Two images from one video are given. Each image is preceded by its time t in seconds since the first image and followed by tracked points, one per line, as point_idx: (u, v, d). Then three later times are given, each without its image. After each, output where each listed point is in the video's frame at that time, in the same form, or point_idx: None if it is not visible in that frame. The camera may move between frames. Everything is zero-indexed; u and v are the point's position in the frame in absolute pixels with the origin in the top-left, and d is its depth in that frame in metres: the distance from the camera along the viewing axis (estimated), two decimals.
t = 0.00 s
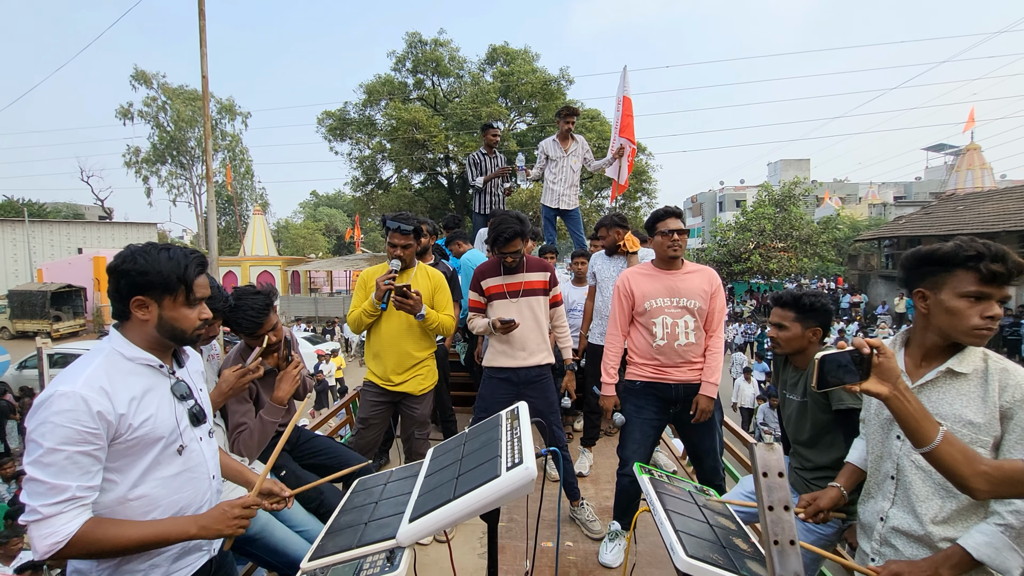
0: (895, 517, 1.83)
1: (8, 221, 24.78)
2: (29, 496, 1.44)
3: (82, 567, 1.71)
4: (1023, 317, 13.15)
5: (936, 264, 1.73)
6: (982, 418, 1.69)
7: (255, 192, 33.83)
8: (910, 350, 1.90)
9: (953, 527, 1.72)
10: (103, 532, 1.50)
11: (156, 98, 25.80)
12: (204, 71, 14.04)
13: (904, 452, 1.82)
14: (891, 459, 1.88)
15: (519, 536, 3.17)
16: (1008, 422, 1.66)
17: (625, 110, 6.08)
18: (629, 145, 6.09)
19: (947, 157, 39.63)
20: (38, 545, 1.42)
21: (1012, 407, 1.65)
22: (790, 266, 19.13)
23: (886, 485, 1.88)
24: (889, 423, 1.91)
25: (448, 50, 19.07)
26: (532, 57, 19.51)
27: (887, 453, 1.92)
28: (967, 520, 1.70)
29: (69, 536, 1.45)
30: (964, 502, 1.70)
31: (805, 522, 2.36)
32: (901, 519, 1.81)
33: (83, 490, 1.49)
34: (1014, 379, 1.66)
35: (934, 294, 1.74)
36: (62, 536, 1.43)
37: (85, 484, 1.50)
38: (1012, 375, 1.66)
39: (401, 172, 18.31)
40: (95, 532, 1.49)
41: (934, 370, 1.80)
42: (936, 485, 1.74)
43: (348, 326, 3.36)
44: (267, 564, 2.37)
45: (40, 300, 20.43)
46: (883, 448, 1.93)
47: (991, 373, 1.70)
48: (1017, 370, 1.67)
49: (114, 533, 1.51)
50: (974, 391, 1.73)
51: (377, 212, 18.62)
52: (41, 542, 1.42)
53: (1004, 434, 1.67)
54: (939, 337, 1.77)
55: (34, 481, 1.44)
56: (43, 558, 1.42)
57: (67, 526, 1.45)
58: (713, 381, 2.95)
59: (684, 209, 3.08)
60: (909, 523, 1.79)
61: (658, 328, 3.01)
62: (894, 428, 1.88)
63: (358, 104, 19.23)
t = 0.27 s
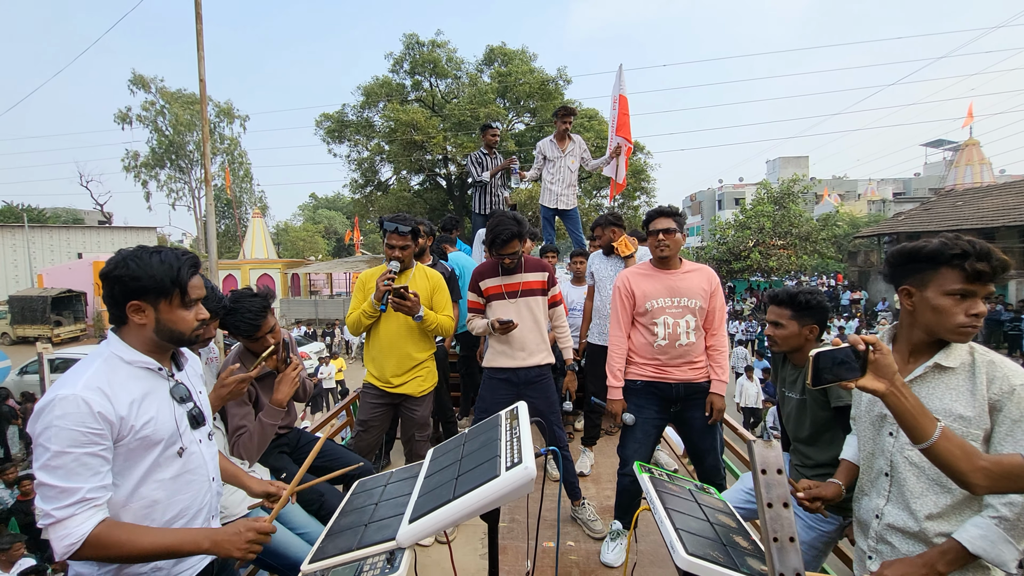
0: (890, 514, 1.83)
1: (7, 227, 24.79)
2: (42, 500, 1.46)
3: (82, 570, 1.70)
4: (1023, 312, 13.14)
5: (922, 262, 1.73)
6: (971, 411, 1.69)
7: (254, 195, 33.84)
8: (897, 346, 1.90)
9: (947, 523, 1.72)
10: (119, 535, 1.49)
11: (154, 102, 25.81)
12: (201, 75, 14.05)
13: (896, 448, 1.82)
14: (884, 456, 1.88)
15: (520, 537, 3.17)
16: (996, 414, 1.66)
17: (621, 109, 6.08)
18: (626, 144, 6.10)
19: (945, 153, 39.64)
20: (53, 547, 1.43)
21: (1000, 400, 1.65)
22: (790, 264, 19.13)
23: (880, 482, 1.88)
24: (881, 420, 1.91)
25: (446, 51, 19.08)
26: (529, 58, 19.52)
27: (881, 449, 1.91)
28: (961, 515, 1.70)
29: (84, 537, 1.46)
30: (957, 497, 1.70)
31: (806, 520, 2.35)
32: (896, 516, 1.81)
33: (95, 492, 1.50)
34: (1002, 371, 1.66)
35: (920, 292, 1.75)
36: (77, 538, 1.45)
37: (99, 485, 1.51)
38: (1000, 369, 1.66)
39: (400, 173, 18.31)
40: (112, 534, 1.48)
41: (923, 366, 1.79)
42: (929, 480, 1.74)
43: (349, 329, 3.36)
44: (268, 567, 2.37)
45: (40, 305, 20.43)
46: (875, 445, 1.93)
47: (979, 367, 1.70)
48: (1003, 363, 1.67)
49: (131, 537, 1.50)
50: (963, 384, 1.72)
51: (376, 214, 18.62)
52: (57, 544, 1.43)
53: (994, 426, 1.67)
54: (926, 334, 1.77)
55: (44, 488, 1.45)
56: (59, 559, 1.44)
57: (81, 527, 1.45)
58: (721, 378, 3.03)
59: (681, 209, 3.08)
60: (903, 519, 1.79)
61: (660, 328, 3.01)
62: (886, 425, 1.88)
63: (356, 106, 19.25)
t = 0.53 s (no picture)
0: (888, 515, 1.83)
1: (7, 230, 24.78)
2: (15, 498, 1.45)
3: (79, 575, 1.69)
4: None
5: (920, 259, 1.73)
6: (967, 412, 1.68)
7: (254, 197, 33.86)
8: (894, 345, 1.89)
9: (945, 523, 1.70)
10: (76, 549, 1.48)
11: (154, 104, 25.82)
12: (201, 77, 14.06)
13: (892, 449, 1.81)
14: (881, 457, 1.87)
15: (521, 539, 3.16)
16: (993, 416, 1.65)
17: (620, 109, 6.07)
18: (626, 145, 6.09)
19: (944, 153, 39.71)
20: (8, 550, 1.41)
21: (996, 401, 1.64)
22: (790, 264, 19.12)
23: (876, 483, 1.88)
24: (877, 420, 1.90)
25: (445, 52, 19.10)
26: (529, 59, 19.54)
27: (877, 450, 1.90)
28: (959, 517, 1.69)
29: (41, 546, 1.43)
30: (955, 499, 1.68)
31: (808, 522, 2.34)
32: (894, 517, 1.81)
33: (66, 501, 1.48)
34: (999, 373, 1.65)
35: (917, 288, 1.74)
36: (32, 546, 1.42)
37: (69, 494, 1.49)
38: (997, 370, 1.65)
39: (400, 174, 18.31)
40: (68, 546, 1.47)
41: (918, 366, 1.79)
42: (926, 481, 1.73)
43: (349, 328, 3.36)
44: (268, 569, 2.37)
45: (40, 308, 20.41)
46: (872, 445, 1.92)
47: (974, 367, 1.70)
48: (1000, 364, 1.66)
49: (86, 552, 1.49)
50: (959, 385, 1.71)
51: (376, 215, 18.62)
52: (12, 548, 1.41)
53: (990, 428, 1.66)
54: (923, 332, 1.77)
55: (21, 484, 1.45)
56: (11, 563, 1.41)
57: (39, 536, 1.43)
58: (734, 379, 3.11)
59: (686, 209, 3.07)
60: (901, 521, 1.78)
61: (666, 329, 3.00)
62: (882, 425, 1.87)
63: (356, 107, 19.26)
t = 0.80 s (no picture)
0: (883, 514, 1.82)
1: (7, 231, 24.80)
2: (12, 500, 1.45)
3: None
4: None
5: (915, 253, 1.76)
6: (964, 411, 1.67)
7: (253, 198, 33.88)
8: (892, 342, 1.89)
9: (941, 523, 1.70)
10: (77, 548, 1.47)
11: (154, 106, 25.82)
12: (201, 78, 14.06)
13: (887, 447, 1.81)
14: (876, 456, 1.87)
15: (521, 540, 3.15)
16: (991, 416, 1.63)
17: (619, 110, 6.07)
18: (625, 145, 6.09)
19: (944, 152, 39.70)
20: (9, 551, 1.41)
21: (994, 402, 1.62)
22: (790, 264, 19.10)
23: (871, 482, 1.87)
24: (873, 419, 1.90)
25: (445, 53, 19.11)
26: (528, 60, 19.54)
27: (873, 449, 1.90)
28: (956, 517, 1.68)
29: (40, 547, 1.43)
30: (950, 499, 1.67)
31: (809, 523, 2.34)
32: (889, 516, 1.80)
33: (62, 502, 1.48)
34: (995, 372, 1.64)
35: (914, 282, 1.75)
36: (32, 547, 1.42)
37: (66, 496, 1.48)
38: (994, 368, 1.64)
39: (400, 176, 18.31)
40: (70, 546, 1.47)
41: (915, 364, 1.78)
42: (920, 480, 1.73)
43: (346, 328, 3.36)
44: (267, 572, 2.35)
45: (40, 310, 20.41)
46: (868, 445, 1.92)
47: (971, 366, 1.69)
48: (997, 360, 1.66)
49: (90, 552, 1.49)
50: (956, 384, 1.71)
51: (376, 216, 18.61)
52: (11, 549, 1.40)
53: (988, 429, 1.65)
54: (922, 326, 1.76)
55: (18, 486, 1.45)
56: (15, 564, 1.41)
57: (39, 537, 1.43)
58: (741, 380, 3.07)
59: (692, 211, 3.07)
60: (897, 520, 1.78)
61: (669, 329, 2.99)
62: (878, 424, 1.87)
63: (356, 109, 19.26)
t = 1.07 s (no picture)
0: (882, 515, 1.81)
1: (6, 232, 24.81)
2: (2, 503, 1.44)
3: None
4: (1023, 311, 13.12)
5: (908, 252, 1.76)
6: (962, 410, 1.66)
7: (253, 198, 33.89)
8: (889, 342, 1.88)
9: (940, 523, 1.69)
10: (65, 547, 1.46)
11: (154, 107, 25.83)
12: (200, 79, 14.06)
13: (884, 447, 1.80)
14: (874, 456, 1.86)
15: (520, 542, 3.14)
16: (988, 416, 1.63)
17: (617, 110, 6.07)
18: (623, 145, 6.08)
19: (943, 153, 39.73)
20: None
21: (991, 401, 1.62)
22: (790, 264, 19.10)
23: (869, 483, 1.86)
24: (869, 419, 1.90)
25: (444, 54, 19.11)
26: (528, 60, 19.55)
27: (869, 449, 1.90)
28: (955, 517, 1.67)
29: (28, 550, 1.42)
30: (949, 499, 1.67)
31: (809, 525, 2.33)
32: (887, 517, 1.79)
33: (52, 505, 1.47)
34: (993, 371, 1.63)
35: (907, 280, 1.74)
36: (19, 549, 1.41)
37: (57, 498, 1.47)
38: (991, 368, 1.64)
39: (400, 176, 18.30)
40: (58, 546, 1.45)
41: (911, 363, 1.77)
42: (918, 480, 1.72)
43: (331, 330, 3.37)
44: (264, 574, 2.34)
45: (40, 310, 20.41)
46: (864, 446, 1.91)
47: (968, 366, 1.69)
48: (996, 359, 1.65)
49: (79, 552, 1.47)
50: (953, 384, 1.70)
51: (376, 217, 18.62)
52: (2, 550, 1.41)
53: (985, 429, 1.64)
54: (919, 325, 1.75)
55: (9, 489, 1.44)
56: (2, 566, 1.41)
57: (26, 539, 1.42)
58: (740, 384, 3.06)
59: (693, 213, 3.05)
60: (896, 521, 1.77)
61: (665, 329, 2.99)
62: (875, 424, 1.86)
63: (355, 109, 19.27)
